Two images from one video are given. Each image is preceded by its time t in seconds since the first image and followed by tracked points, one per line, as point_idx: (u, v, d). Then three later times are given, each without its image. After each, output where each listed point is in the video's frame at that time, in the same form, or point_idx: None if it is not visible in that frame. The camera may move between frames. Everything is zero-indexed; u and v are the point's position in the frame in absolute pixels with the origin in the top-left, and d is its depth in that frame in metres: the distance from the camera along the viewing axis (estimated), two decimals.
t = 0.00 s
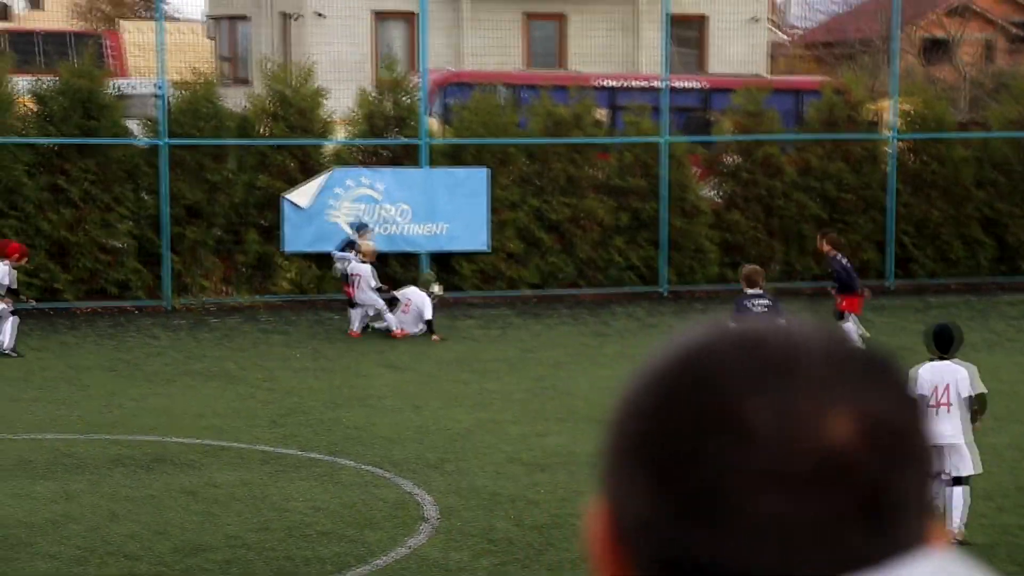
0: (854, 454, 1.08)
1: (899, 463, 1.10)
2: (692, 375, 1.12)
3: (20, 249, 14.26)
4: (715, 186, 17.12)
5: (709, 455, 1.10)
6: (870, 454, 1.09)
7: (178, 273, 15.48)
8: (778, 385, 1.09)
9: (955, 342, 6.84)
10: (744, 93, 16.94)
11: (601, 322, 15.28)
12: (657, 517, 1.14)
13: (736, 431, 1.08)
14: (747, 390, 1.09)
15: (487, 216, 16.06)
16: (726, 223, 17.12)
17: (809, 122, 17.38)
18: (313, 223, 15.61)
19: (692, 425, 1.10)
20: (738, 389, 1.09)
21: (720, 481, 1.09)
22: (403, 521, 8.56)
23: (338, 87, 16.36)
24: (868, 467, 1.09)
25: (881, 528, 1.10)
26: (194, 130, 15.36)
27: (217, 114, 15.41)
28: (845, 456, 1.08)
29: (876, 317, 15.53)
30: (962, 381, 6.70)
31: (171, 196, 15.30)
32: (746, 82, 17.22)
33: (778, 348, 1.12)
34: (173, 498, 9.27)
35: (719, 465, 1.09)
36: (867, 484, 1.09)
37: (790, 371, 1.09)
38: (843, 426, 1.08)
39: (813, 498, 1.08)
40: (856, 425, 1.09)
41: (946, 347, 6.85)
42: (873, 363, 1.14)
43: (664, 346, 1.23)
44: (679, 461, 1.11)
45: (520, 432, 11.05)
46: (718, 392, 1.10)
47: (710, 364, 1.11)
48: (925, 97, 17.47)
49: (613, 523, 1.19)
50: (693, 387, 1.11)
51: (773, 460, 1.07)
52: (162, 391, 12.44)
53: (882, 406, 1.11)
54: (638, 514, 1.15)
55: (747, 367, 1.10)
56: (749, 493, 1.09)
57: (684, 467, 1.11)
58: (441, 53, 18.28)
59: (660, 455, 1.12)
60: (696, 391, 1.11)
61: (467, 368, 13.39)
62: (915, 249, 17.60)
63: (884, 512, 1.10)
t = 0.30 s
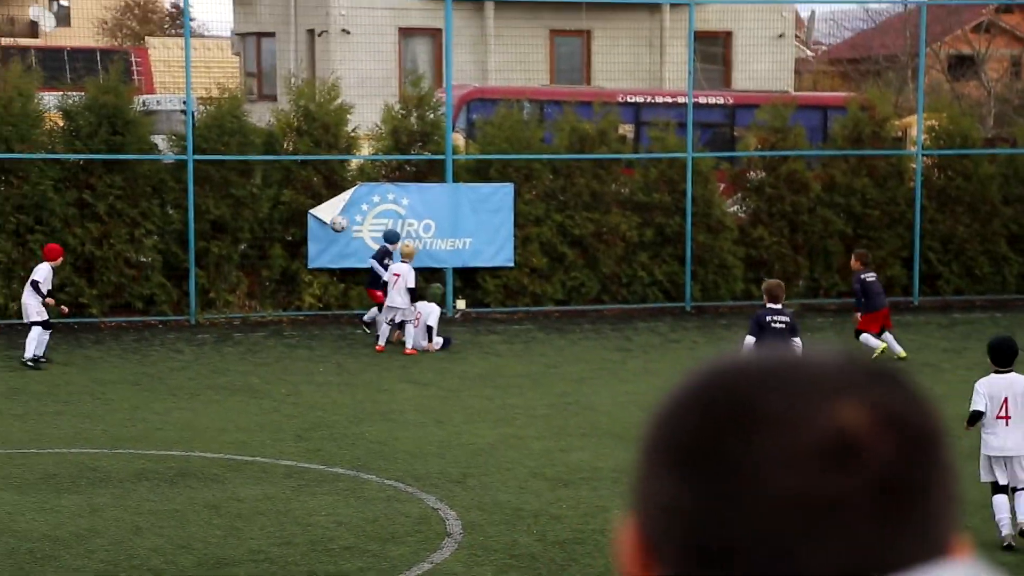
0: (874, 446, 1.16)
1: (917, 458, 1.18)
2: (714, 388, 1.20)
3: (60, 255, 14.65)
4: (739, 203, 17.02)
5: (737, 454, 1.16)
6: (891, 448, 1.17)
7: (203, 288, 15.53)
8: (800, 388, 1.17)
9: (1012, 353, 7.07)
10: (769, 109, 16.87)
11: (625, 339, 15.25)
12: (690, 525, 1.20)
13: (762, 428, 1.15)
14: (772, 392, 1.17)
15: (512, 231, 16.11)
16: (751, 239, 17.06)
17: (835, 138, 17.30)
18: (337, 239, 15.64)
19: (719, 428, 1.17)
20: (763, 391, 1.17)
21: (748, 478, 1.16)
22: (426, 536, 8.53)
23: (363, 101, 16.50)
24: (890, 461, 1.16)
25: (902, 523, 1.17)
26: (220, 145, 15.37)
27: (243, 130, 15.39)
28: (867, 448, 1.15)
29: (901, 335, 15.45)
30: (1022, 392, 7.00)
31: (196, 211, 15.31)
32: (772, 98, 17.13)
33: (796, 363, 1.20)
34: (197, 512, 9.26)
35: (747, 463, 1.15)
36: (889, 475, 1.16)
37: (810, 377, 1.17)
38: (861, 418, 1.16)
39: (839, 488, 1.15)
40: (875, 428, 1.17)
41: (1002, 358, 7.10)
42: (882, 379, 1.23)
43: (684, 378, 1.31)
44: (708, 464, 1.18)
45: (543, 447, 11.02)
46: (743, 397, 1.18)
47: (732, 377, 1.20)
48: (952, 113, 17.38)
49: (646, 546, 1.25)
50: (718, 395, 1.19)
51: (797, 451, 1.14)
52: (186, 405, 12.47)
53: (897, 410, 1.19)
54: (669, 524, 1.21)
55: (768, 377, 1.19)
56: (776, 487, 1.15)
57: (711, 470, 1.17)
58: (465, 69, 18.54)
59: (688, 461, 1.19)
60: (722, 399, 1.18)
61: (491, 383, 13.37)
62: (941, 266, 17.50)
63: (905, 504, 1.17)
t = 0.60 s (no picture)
0: (867, 457, 1.15)
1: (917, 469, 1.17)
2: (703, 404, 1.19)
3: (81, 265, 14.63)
4: (759, 217, 16.99)
5: (727, 467, 1.15)
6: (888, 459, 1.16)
7: (223, 302, 15.56)
8: (790, 399, 1.16)
9: None
10: (789, 124, 16.87)
11: (645, 353, 15.23)
12: (687, 546, 1.18)
13: (756, 437, 1.14)
14: (764, 404, 1.16)
15: (531, 245, 16.10)
16: (771, 254, 17.02)
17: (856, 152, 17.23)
18: (357, 254, 15.67)
19: (710, 444, 1.16)
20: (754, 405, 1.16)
21: (741, 491, 1.15)
22: (445, 551, 8.50)
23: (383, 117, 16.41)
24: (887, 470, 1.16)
25: (898, 532, 1.16)
26: (240, 161, 15.43)
27: (263, 144, 15.43)
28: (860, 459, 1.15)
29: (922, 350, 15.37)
30: None
31: (217, 225, 15.38)
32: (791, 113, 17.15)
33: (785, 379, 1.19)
34: (216, 527, 9.25)
35: (744, 476, 1.14)
36: (885, 484, 1.15)
37: (801, 391, 1.16)
38: (854, 429, 1.15)
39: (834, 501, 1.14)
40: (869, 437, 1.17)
41: None
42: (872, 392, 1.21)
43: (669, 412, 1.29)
44: (699, 479, 1.17)
45: (564, 463, 10.99)
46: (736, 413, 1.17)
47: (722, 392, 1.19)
48: (973, 127, 17.32)
49: (637, 564, 1.24)
50: (708, 411, 1.17)
51: (794, 463, 1.13)
52: (206, 419, 12.48)
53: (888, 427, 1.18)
54: (660, 542, 1.20)
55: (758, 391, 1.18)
56: (774, 499, 1.14)
57: (702, 482, 1.17)
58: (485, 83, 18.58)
59: (679, 477, 1.18)
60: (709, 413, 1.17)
61: (511, 398, 13.35)
62: (962, 280, 17.41)
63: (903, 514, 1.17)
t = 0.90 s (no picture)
0: (801, 475, 1.11)
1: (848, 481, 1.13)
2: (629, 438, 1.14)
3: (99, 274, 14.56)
4: (778, 229, 16.92)
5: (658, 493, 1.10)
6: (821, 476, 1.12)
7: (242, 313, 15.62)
8: (719, 422, 1.12)
9: None
10: (808, 135, 16.83)
11: (664, 364, 15.21)
12: None
13: (688, 464, 1.09)
14: (694, 428, 1.11)
15: (550, 257, 16.11)
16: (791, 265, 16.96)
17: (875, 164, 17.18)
18: (375, 266, 15.74)
19: (640, 475, 1.11)
20: (679, 432, 1.11)
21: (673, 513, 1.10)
22: (464, 563, 8.48)
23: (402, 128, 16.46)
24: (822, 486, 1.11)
25: (837, 548, 1.12)
26: (259, 172, 15.48)
27: (282, 156, 15.47)
28: (793, 475, 1.10)
29: (943, 362, 15.29)
30: None
31: (236, 237, 15.44)
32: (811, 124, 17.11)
33: (708, 402, 1.15)
34: (235, 537, 9.26)
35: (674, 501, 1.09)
36: (820, 502, 1.11)
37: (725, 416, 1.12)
38: (784, 445, 1.11)
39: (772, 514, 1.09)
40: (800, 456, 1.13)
41: None
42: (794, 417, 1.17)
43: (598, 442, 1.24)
44: (632, 512, 1.12)
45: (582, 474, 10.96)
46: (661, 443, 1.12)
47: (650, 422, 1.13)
48: (994, 139, 17.24)
49: None
50: (635, 440, 1.13)
51: (726, 480, 1.09)
52: (225, 431, 12.50)
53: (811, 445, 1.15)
54: None
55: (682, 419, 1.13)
56: (711, 525, 1.09)
57: (637, 513, 1.12)
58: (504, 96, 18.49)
59: (614, 514, 1.13)
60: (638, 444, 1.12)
61: (530, 409, 13.33)
62: (983, 292, 17.33)
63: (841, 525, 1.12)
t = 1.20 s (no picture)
0: (698, 505, 0.99)
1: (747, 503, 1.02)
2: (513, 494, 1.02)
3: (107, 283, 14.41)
4: (799, 238, 16.90)
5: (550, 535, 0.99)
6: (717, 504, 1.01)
7: (262, 322, 15.64)
8: (608, 453, 1.01)
9: None
10: (829, 143, 16.82)
11: (684, 374, 15.15)
12: None
13: (578, 504, 0.98)
14: (582, 461, 1.00)
15: (570, 266, 16.11)
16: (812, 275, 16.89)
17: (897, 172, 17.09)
18: (395, 275, 15.59)
19: (524, 532, 1.00)
20: (555, 477, 1.00)
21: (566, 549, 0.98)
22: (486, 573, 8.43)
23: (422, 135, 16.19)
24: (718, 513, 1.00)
25: None
26: (280, 181, 15.47)
27: (302, 165, 15.45)
28: (683, 506, 0.99)
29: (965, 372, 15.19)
30: None
31: (256, 246, 15.45)
32: (832, 133, 17.09)
33: (598, 442, 1.04)
34: (256, 547, 9.21)
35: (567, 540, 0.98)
36: (717, 532, 1.00)
37: (602, 453, 1.00)
38: (681, 467, 1.00)
39: (671, 542, 0.97)
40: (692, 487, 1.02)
41: None
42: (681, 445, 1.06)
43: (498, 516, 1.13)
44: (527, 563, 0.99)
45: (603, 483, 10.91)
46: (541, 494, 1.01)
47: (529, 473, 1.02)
48: (1016, 147, 17.14)
49: None
50: (523, 485, 1.02)
51: (617, 509, 0.97)
52: (246, 440, 12.48)
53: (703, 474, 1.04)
54: None
55: (559, 462, 1.01)
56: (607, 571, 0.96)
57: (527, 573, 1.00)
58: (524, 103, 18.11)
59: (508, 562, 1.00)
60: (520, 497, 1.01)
61: (550, 419, 13.28)
62: (1006, 301, 17.24)
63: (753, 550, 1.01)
